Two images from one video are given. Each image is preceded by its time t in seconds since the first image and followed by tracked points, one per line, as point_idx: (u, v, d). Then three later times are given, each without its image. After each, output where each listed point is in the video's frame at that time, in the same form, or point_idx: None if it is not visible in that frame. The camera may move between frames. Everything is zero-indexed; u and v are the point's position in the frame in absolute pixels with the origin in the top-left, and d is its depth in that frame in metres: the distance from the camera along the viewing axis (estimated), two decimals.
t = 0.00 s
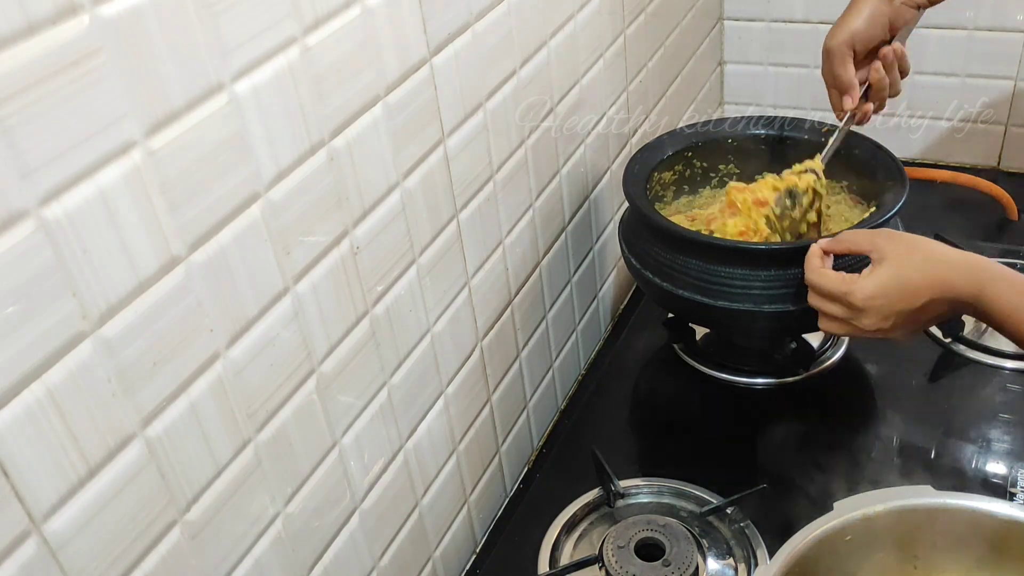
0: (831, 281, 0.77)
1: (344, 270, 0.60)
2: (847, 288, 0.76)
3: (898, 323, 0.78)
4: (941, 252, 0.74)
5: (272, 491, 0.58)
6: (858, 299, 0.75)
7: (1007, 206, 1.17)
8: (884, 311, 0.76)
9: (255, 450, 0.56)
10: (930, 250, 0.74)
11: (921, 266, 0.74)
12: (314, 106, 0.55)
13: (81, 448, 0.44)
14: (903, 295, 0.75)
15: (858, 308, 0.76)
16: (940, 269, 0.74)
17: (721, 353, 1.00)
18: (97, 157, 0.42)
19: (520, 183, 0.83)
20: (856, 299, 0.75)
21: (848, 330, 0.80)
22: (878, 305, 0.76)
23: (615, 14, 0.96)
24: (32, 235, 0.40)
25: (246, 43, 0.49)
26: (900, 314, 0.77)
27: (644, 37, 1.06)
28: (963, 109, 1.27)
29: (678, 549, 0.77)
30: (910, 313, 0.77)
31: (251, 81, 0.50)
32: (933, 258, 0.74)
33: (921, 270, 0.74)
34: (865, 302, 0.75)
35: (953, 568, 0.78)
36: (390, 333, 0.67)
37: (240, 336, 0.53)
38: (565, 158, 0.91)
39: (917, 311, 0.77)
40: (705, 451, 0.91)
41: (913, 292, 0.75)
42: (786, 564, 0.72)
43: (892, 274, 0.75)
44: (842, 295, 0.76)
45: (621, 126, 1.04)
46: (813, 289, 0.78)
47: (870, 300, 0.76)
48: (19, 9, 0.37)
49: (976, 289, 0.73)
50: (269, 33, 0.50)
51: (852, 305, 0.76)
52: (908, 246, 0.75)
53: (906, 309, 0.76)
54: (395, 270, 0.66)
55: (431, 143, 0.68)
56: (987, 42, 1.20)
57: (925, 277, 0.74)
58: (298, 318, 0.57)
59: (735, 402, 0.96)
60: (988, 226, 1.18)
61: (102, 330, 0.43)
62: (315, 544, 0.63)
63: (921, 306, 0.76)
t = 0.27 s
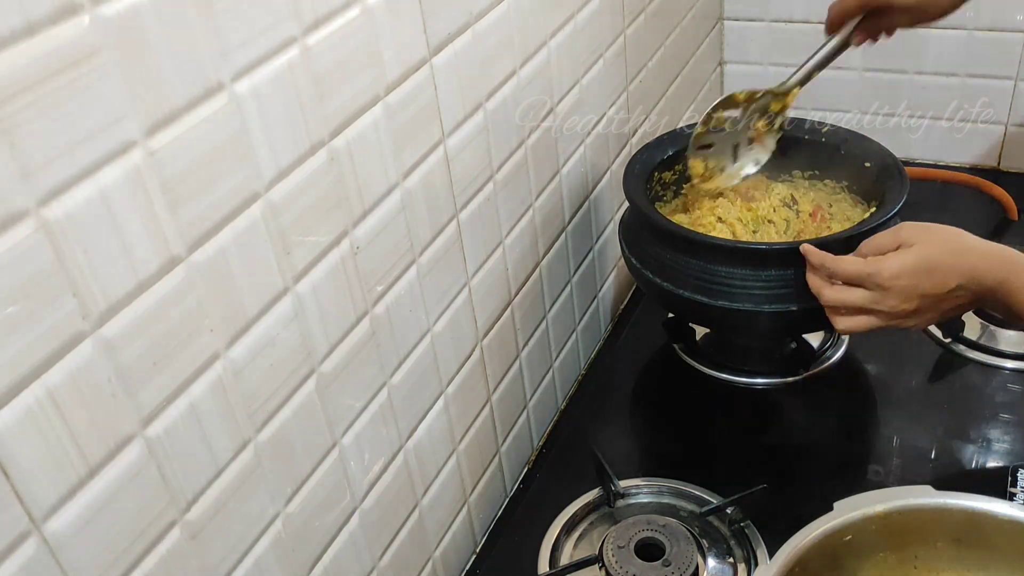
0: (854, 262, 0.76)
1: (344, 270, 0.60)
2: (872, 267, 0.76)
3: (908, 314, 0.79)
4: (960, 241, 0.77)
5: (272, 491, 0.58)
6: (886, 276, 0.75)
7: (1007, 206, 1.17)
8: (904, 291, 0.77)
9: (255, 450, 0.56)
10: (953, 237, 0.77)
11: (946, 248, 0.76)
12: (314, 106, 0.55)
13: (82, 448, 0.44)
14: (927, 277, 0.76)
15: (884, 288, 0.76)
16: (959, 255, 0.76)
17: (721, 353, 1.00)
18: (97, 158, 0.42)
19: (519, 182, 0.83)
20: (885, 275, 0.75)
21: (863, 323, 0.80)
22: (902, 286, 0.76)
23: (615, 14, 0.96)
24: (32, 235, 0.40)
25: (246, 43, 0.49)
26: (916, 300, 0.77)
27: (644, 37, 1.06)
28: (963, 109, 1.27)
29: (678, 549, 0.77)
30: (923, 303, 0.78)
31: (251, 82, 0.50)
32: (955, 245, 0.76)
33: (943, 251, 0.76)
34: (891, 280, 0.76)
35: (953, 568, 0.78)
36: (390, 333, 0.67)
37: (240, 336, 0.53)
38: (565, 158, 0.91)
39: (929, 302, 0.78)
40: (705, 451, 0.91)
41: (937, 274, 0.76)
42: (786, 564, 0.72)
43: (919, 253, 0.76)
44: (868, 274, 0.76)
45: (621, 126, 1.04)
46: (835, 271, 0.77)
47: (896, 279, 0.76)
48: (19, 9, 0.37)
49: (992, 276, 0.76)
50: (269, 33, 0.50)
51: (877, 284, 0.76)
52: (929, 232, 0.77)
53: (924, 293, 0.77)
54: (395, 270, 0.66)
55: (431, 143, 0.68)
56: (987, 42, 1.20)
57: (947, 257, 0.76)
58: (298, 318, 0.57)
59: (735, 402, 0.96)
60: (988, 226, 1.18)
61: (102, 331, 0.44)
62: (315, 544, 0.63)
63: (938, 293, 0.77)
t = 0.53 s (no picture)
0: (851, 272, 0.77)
1: (344, 270, 0.60)
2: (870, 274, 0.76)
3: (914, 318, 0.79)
4: (964, 246, 0.76)
5: (272, 492, 0.58)
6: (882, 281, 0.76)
7: (1007, 206, 1.17)
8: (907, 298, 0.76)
9: (255, 450, 0.56)
10: (952, 242, 0.76)
11: (945, 252, 0.76)
12: (314, 106, 0.55)
13: (81, 448, 0.44)
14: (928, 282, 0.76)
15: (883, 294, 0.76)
16: (962, 258, 0.75)
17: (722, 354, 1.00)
18: (97, 158, 0.42)
19: (519, 182, 0.83)
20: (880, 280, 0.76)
21: (864, 328, 0.80)
22: (902, 291, 0.76)
23: (615, 14, 0.96)
24: (32, 235, 0.40)
25: (246, 43, 0.49)
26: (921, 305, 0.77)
27: (644, 37, 1.06)
28: (962, 109, 1.27)
29: (678, 549, 0.77)
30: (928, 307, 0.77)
31: (251, 82, 0.50)
32: (954, 250, 0.76)
33: (944, 254, 0.75)
34: (890, 283, 0.76)
35: (953, 568, 0.78)
36: (390, 333, 0.67)
37: (240, 336, 0.53)
38: (565, 157, 0.91)
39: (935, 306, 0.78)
40: (705, 451, 0.91)
41: (939, 279, 0.75)
42: (786, 564, 0.72)
43: (917, 257, 0.75)
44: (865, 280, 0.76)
45: (621, 126, 1.04)
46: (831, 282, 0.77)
47: (896, 283, 0.76)
48: (19, 10, 0.37)
49: (997, 280, 0.75)
50: (270, 33, 0.50)
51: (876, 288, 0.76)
52: (932, 237, 0.76)
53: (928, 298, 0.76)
54: (395, 270, 0.66)
55: (431, 143, 0.68)
56: (987, 42, 1.20)
57: (949, 261, 0.75)
58: (298, 318, 0.57)
59: (735, 402, 0.96)
60: (988, 226, 1.18)
61: (102, 331, 0.43)
62: (315, 544, 0.63)
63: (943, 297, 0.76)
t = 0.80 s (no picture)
0: (866, 262, 0.76)
1: (344, 270, 0.60)
2: (884, 268, 0.76)
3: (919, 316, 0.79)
4: (977, 247, 0.77)
5: (272, 492, 0.58)
6: (892, 275, 0.76)
7: (1007, 205, 1.17)
8: (916, 295, 0.77)
9: (255, 450, 0.56)
10: (965, 243, 0.77)
11: (957, 252, 0.76)
12: (314, 106, 0.55)
13: (81, 448, 0.44)
14: (937, 281, 0.76)
15: (892, 288, 0.77)
16: (975, 261, 0.76)
17: (721, 354, 1.00)
18: (97, 158, 0.42)
19: (519, 182, 0.83)
20: (890, 274, 0.76)
21: (868, 321, 0.80)
22: (912, 287, 0.76)
23: (615, 14, 0.96)
24: (32, 235, 0.40)
25: (246, 43, 0.49)
26: (927, 304, 0.77)
27: (644, 37, 1.06)
28: (962, 109, 1.27)
29: (677, 549, 0.77)
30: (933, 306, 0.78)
31: (251, 81, 0.50)
32: (967, 251, 0.76)
33: (956, 255, 0.76)
34: (900, 281, 0.76)
35: (952, 568, 0.78)
36: (390, 333, 0.67)
37: (240, 336, 0.53)
38: (564, 158, 0.91)
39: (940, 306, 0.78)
40: (706, 451, 0.91)
41: (948, 279, 0.76)
42: (786, 564, 0.72)
43: (928, 256, 0.76)
44: (877, 275, 0.76)
45: (621, 126, 1.04)
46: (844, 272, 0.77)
47: (906, 280, 0.76)
48: (19, 10, 0.37)
49: (1008, 285, 0.75)
50: (270, 33, 0.50)
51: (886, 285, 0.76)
52: (949, 238, 0.77)
53: (935, 297, 0.77)
54: (395, 270, 0.66)
55: (431, 143, 0.68)
56: (988, 42, 1.20)
57: (960, 262, 0.76)
58: (298, 318, 0.57)
59: (735, 402, 0.96)
60: (988, 226, 1.18)
61: (102, 331, 0.44)
62: (315, 543, 0.63)
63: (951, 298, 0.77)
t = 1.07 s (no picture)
0: (857, 259, 0.76)
1: (344, 270, 0.60)
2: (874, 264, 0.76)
3: (911, 315, 0.79)
4: (972, 247, 0.76)
5: (272, 492, 0.58)
6: (882, 272, 0.75)
7: (1007, 206, 1.17)
8: (906, 293, 0.76)
9: (255, 450, 0.56)
10: (957, 242, 0.76)
11: (949, 251, 0.76)
12: (314, 106, 0.55)
13: (81, 448, 0.44)
14: (928, 278, 0.76)
15: (882, 285, 0.76)
16: (969, 260, 0.76)
17: (721, 354, 1.00)
18: (97, 157, 0.42)
19: (519, 182, 0.83)
20: (880, 271, 0.75)
21: (855, 317, 0.79)
22: (902, 284, 0.76)
23: (615, 15, 0.96)
24: (32, 235, 0.40)
25: (246, 43, 0.49)
26: (918, 302, 0.77)
27: (644, 37, 1.06)
28: (962, 109, 1.27)
29: (678, 549, 0.77)
30: (924, 306, 0.77)
31: (251, 82, 0.50)
32: (958, 250, 0.76)
33: (950, 253, 0.76)
34: (890, 277, 0.75)
35: (952, 568, 0.78)
36: (390, 333, 0.67)
37: (240, 336, 0.53)
38: (564, 158, 0.91)
39: (933, 306, 0.78)
40: (705, 451, 0.91)
41: (939, 277, 0.75)
42: (786, 564, 0.72)
43: (920, 254, 0.76)
44: (867, 269, 0.76)
45: (621, 126, 1.04)
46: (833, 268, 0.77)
47: (897, 277, 0.76)
48: (19, 9, 0.37)
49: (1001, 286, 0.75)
50: (270, 33, 0.50)
51: (875, 281, 0.76)
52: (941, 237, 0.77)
53: (926, 295, 0.76)
54: (395, 270, 0.66)
55: (431, 143, 0.68)
56: (987, 42, 1.20)
57: (954, 260, 0.75)
58: (298, 319, 0.57)
59: (735, 402, 0.96)
60: (988, 226, 1.18)
61: (102, 331, 0.43)
62: (315, 543, 0.63)
63: (943, 297, 0.77)
